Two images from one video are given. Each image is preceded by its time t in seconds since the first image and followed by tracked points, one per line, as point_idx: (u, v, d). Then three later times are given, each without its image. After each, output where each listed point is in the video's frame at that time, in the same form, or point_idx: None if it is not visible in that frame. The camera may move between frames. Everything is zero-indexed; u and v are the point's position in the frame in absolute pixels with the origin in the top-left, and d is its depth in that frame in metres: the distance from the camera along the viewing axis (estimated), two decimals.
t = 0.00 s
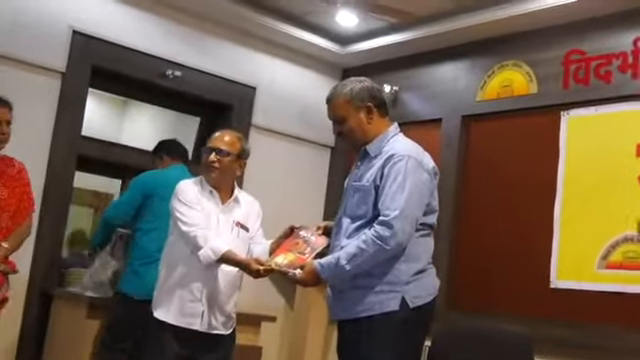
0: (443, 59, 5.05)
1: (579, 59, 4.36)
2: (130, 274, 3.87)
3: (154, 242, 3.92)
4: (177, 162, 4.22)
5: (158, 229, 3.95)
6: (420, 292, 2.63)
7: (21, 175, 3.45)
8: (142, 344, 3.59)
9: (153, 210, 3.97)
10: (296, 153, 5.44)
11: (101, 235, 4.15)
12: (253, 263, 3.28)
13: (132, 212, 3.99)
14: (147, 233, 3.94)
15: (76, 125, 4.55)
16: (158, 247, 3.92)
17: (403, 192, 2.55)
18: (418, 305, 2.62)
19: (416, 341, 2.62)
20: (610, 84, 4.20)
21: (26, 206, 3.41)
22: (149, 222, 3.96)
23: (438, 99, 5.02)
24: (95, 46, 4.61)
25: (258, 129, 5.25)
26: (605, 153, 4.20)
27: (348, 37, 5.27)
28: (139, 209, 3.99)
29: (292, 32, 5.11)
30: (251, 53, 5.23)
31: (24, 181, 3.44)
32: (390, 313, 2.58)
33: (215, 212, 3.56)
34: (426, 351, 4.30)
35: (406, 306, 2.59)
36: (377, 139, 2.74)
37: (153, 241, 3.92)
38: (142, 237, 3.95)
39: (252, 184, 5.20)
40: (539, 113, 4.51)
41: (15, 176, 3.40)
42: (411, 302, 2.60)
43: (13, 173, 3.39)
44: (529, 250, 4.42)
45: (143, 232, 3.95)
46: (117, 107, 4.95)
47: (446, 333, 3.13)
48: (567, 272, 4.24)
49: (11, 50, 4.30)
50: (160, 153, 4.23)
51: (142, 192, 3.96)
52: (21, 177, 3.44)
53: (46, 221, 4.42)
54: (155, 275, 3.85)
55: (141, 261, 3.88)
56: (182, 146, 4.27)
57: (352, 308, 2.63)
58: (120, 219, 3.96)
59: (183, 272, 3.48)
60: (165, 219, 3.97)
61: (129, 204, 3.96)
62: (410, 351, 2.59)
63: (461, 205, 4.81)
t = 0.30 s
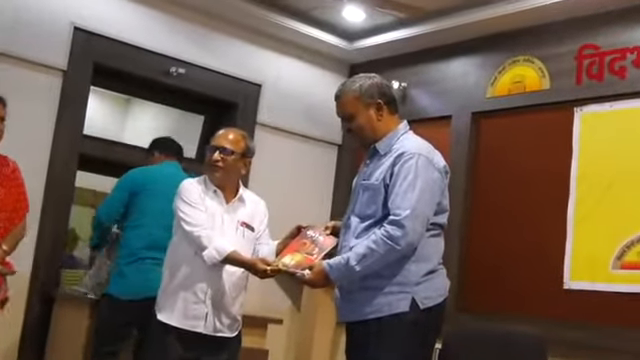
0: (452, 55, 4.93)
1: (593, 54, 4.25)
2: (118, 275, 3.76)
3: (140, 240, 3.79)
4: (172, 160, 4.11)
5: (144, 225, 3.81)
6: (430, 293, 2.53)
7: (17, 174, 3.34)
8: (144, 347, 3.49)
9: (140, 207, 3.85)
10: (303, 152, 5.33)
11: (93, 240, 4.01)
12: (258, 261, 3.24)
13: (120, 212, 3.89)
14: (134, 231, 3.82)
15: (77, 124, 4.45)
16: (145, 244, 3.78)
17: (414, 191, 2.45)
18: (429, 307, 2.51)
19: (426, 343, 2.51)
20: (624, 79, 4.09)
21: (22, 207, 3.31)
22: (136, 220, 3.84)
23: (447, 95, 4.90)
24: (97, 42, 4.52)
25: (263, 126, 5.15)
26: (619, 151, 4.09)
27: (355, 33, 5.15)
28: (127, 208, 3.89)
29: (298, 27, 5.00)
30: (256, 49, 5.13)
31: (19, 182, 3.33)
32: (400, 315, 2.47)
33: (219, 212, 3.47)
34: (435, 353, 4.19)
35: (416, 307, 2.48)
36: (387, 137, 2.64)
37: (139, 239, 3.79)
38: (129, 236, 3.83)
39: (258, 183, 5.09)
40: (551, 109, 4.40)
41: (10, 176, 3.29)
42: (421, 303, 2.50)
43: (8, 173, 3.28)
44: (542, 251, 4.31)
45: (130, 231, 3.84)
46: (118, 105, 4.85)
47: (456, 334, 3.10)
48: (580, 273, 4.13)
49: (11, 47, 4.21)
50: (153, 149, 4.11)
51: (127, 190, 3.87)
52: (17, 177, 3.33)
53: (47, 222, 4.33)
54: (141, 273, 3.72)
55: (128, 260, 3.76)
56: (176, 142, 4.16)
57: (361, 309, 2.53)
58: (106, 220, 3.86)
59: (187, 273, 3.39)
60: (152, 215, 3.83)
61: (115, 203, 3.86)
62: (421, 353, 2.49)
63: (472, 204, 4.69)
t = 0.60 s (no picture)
0: (460, 53, 4.81)
1: (604, 51, 4.14)
2: (90, 278, 3.54)
3: (110, 240, 3.55)
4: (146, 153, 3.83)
5: (115, 224, 3.58)
6: (438, 296, 2.43)
7: None
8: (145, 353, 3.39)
9: (112, 205, 3.62)
10: (307, 152, 5.22)
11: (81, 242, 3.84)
12: (263, 263, 3.18)
13: (96, 212, 3.69)
14: (105, 231, 3.60)
15: (76, 124, 4.35)
16: (115, 244, 3.54)
17: (423, 192, 2.36)
18: (437, 310, 2.41)
19: (435, 348, 2.41)
20: (637, 78, 3.98)
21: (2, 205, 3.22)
22: (109, 219, 3.62)
23: (455, 94, 4.78)
24: (97, 41, 4.42)
25: (266, 126, 5.03)
26: (632, 150, 3.98)
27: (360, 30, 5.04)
28: (102, 208, 3.67)
29: (302, 25, 4.89)
30: (260, 47, 5.01)
31: None
32: (407, 319, 2.38)
33: (220, 213, 3.37)
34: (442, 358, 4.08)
35: (424, 310, 2.39)
36: (394, 137, 2.53)
37: (109, 239, 3.56)
38: (101, 237, 3.60)
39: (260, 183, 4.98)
40: (562, 108, 4.29)
41: None
42: (429, 307, 2.40)
43: None
44: (553, 254, 4.20)
45: (103, 231, 3.62)
46: (118, 103, 4.75)
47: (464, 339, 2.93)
48: (592, 275, 4.02)
49: (8, 45, 4.12)
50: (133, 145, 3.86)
51: (101, 189, 3.67)
52: None
53: (45, 224, 4.23)
54: (108, 275, 3.47)
55: (99, 262, 3.54)
56: (158, 135, 3.88)
57: (367, 312, 2.43)
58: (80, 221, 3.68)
59: (189, 276, 3.29)
60: (124, 213, 3.59)
61: (90, 203, 3.67)
62: (429, 358, 2.39)
63: (481, 205, 4.58)
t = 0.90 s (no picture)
0: (463, 49, 4.70)
1: (612, 47, 4.03)
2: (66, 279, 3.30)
3: (87, 238, 3.32)
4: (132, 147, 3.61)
5: (92, 222, 3.34)
6: (441, 298, 2.33)
7: None
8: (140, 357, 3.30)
9: (89, 203, 3.39)
10: (307, 150, 5.10)
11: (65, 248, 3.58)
12: (261, 263, 3.12)
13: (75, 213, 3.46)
14: (82, 230, 3.36)
15: (69, 121, 4.24)
16: (92, 243, 3.29)
17: (426, 190, 2.27)
18: (439, 312, 2.32)
19: (436, 352, 2.32)
20: None
21: None
22: (86, 218, 3.38)
23: (459, 90, 4.67)
24: (92, 36, 4.31)
25: (264, 123, 4.92)
26: None
27: (361, 25, 4.93)
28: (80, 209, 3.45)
29: (301, 19, 4.78)
30: (258, 42, 4.90)
31: None
32: (409, 321, 2.29)
33: (217, 213, 3.29)
34: None
35: (426, 312, 2.30)
36: (395, 135, 2.44)
37: (86, 237, 3.32)
38: (79, 237, 3.36)
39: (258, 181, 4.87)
40: (569, 104, 4.17)
41: None
42: (431, 308, 2.31)
43: None
44: (559, 255, 4.10)
45: (80, 231, 3.37)
46: (113, 100, 4.64)
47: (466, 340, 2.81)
48: (598, 276, 3.92)
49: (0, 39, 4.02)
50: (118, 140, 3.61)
51: (79, 188, 3.45)
52: None
53: (39, 224, 4.14)
54: (86, 275, 3.23)
55: (76, 262, 3.30)
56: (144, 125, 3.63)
57: (367, 313, 2.35)
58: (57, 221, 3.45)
59: (186, 276, 3.21)
60: (101, 210, 3.36)
61: (68, 201, 3.46)
62: None
63: (484, 204, 4.48)
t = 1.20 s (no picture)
0: (467, 49, 4.60)
1: (619, 48, 3.94)
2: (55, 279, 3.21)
3: (79, 239, 3.22)
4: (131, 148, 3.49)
5: (85, 223, 3.24)
6: (444, 305, 2.36)
7: None
8: None
9: (82, 203, 3.29)
10: (307, 153, 4.99)
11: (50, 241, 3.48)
12: (260, 269, 3.09)
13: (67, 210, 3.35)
14: (74, 230, 3.26)
15: (63, 122, 4.14)
16: (83, 245, 3.20)
17: (428, 195, 2.29)
18: (442, 320, 2.35)
19: (440, 359, 2.35)
20: None
21: None
22: (78, 217, 3.28)
23: (463, 92, 4.57)
24: (86, 35, 4.22)
25: (263, 125, 4.81)
26: None
27: (362, 25, 4.82)
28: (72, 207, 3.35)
29: (301, 18, 4.68)
30: (258, 42, 4.80)
31: None
32: (411, 328, 2.32)
33: (216, 217, 3.25)
34: None
35: (429, 319, 2.33)
36: (397, 136, 2.45)
37: (78, 238, 3.22)
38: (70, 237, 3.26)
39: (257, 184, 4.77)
40: (577, 106, 4.06)
41: None
42: (434, 316, 2.33)
43: None
44: (563, 261, 4.00)
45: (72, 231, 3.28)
46: (108, 101, 4.53)
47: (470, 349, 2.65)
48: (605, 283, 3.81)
49: None
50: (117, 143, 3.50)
51: (73, 184, 3.34)
52: None
53: (31, 226, 4.03)
54: (75, 277, 3.14)
55: (66, 264, 3.21)
56: (142, 127, 3.54)
57: (368, 321, 2.37)
58: (48, 219, 3.34)
59: (183, 281, 3.20)
60: (94, 211, 3.26)
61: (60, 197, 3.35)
62: None
63: (488, 207, 4.37)
